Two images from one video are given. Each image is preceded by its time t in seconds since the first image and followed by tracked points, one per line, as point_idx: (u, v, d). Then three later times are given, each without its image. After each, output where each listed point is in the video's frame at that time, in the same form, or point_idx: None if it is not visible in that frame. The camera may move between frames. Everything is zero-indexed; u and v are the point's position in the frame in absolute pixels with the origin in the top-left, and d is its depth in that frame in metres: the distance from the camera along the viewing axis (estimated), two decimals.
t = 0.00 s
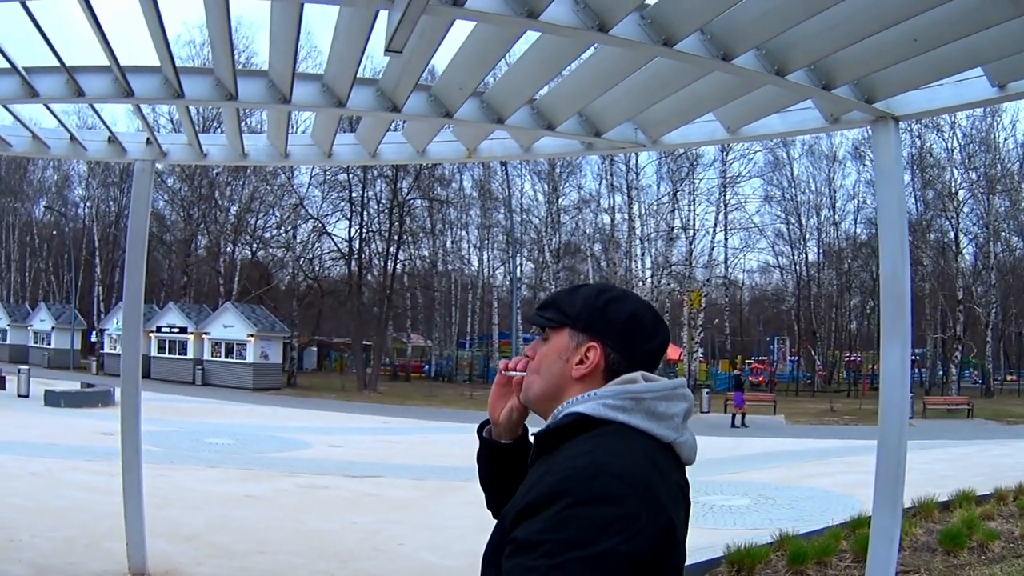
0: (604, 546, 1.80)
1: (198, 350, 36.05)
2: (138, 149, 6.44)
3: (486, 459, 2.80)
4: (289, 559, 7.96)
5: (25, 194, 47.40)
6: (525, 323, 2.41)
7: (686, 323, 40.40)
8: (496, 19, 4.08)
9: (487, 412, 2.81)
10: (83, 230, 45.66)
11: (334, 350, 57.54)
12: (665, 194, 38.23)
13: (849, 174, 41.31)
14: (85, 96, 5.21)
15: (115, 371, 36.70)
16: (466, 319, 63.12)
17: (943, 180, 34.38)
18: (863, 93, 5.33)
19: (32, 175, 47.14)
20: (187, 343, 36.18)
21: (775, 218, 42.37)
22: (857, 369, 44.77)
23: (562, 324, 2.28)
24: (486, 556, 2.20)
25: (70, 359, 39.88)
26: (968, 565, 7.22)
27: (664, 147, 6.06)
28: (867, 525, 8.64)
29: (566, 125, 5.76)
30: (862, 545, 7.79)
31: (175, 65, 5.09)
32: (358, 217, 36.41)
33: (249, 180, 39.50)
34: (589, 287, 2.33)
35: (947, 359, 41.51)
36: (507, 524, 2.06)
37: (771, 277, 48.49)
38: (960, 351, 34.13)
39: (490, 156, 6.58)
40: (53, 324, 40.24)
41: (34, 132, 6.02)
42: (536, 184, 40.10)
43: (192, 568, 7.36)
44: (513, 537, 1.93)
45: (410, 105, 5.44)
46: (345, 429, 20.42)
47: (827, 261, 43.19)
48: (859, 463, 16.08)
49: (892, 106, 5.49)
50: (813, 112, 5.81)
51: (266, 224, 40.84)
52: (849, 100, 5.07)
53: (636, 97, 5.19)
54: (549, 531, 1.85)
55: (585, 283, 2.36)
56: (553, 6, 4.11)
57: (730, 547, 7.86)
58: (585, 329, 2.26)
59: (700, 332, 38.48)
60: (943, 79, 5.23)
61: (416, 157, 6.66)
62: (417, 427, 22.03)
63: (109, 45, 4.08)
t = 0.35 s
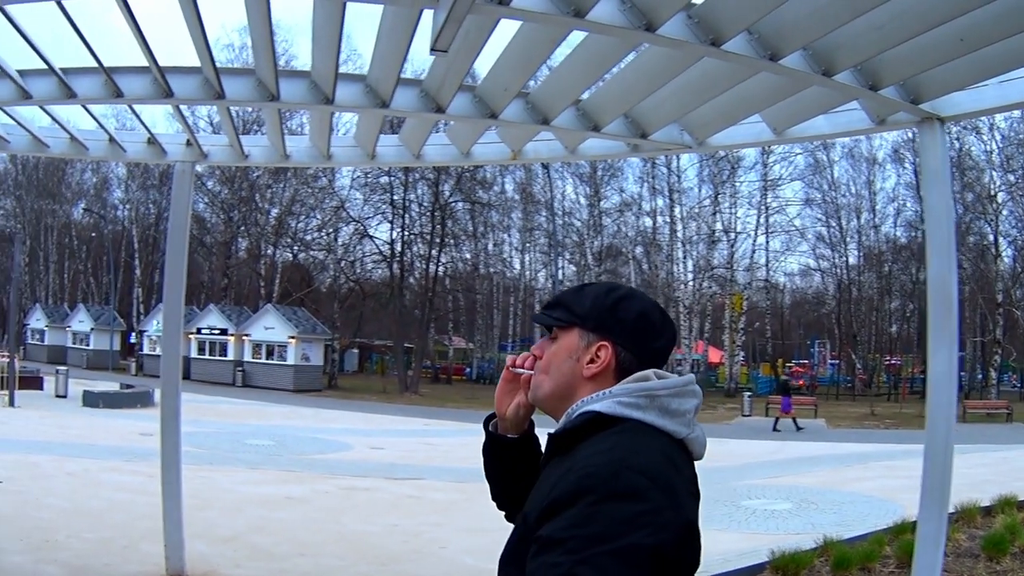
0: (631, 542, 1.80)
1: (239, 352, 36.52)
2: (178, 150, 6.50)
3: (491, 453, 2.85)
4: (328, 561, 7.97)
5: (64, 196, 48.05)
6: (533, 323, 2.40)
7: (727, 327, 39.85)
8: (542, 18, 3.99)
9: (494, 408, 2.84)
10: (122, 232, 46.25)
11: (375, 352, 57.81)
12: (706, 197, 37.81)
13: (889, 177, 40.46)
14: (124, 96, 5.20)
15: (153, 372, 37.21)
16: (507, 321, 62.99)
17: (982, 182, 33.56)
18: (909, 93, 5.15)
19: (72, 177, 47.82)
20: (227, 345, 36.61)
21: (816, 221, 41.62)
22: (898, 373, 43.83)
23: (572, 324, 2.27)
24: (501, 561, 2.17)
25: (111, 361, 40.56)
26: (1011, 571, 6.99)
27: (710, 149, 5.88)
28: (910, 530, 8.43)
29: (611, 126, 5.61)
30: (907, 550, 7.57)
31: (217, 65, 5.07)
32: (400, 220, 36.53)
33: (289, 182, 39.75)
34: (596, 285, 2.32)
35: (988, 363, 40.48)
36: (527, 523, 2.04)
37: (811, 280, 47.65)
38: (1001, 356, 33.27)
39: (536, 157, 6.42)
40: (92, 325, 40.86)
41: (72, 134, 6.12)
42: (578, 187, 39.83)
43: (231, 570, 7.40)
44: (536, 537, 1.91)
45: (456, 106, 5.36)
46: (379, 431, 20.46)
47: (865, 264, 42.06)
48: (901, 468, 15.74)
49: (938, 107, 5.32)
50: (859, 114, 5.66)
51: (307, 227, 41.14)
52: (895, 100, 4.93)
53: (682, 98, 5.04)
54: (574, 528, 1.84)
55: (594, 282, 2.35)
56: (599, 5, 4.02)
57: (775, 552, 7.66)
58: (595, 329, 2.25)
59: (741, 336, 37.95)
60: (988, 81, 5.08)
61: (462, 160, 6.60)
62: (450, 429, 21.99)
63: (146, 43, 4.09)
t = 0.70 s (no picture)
0: (679, 548, 1.75)
1: (285, 354, 36.94)
2: (226, 151, 6.52)
3: (502, 463, 2.76)
4: (374, 566, 7.95)
5: (110, 199, 48.78)
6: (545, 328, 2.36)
7: (776, 332, 39.08)
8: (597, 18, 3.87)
9: (505, 414, 2.77)
10: (168, 235, 46.88)
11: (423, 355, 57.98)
12: (754, 201, 37.25)
13: (937, 181, 39.44)
14: (171, 97, 5.13)
15: (199, 373, 37.77)
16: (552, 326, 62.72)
17: None
18: (964, 95, 4.96)
19: (117, 180, 48.63)
20: (274, 348, 37.20)
21: (862, 225, 40.67)
22: (943, 380, 42.65)
23: (590, 325, 2.23)
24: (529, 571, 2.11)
25: (157, 362, 41.23)
26: None
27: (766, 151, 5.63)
28: (963, 539, 8.16)
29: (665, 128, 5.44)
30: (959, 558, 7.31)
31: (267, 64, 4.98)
32: (449, 223, 36.68)
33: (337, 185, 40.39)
34: (610, 285, 2.29)
35: None
36: (564, 530, 2.00)
37: (858, 283, 46.57)
38: None
39: (587, 159, 6.33)
40: (137, 327, 41.60)
41: (118, 135, 6.19)
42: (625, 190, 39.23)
43: (276, 573, 7.42)
44: (576, 549, 1.86)
45: (509, 107, 5.18)
46: (418, 434, 20.42)
47: (912, 269, 41.08)
48: (949, 475, 15.27)
49: (991, 109, 5.13)
50: (915, 116, 5.45)
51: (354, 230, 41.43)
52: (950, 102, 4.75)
53: (740, 101, 4.83)
54: (620, 537, 1.79)
55: (609, 282, 2.32)
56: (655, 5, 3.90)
57: (826, 560, 7.44)
58: (615, 330, 2.21)
59: (789, 340, 37.17)
60: None
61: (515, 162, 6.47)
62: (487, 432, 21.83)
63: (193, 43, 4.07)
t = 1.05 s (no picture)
0: (712, 540, 1.70)
1: (325, 347, 36.93)
2: (269, 143, 6.55)
3: (512, 456, 2.69)
4: (413, 560, 7.92)
5: (149, 192, 49.31)
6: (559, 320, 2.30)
7: (817, 328, 38.45)
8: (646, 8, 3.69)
9: (516, 408, 2.68)
10: (208, 228, 47.30)
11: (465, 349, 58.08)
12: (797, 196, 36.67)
13: (978, 177, 38.52)
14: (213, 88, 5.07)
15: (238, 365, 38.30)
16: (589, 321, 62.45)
17: None
18: (1012, 89, 4.77)
19: (157, 174, 49.30)
20: (316, 341, 37.01)
21: (902, 222, 39.81)
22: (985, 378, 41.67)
23: (609, 317, 2.17)
24: (550, 567, 2.05)
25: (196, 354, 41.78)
26: None
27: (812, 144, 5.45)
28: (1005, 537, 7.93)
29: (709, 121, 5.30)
30: (1004, 558, 7.09)
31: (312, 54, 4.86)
32: (492, 217, 36.65)
33: (378, 179, 41.26)
34: (627, 274, 2.24)
35: None
36: (591, 526, 1.94)
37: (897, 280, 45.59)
38: None
39: (635, 152, 6.22)
40: (177, 319, 42.32)
41: (160, 127, 6.23)
42: (668, 185, 38.56)
43: (315, 566, 7.39)
44: (604, 546, 1.81)
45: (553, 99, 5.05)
46: (452, 427, 20.38)
47: (951, 265, 40.22)
48: (989, 473, 14.90)
49: None
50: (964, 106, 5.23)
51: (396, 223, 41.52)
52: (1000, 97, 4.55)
53: (787, 93, 4.66)
54: (652, 532, 1.73)
55: (624, 272, 2.27)
56: None
57: (867, 558, 7.24)
58: (634, 321, 2.16)
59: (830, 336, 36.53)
60: None
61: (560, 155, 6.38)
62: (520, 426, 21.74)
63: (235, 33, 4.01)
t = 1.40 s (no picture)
0: (724, 542, 1.69)
1: (365, 342, 37.29)
2: (311, 136, 6.47)
3: (523, 454, 2.66)
4: (456, 555, 7.89)
5: (188, 186, 49.27)
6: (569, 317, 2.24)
7: (857, 324, 37.96)
8: None
9: (527, 405, 2.64)
10: (247, 222, 47.33)
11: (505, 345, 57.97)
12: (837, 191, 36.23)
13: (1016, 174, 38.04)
14: (253, 79, 5.04)
15: (279, 360, 38.42)
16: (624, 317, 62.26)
17: None
18: None
19: (195, 169, 49.36)
20: (357, 335, 37.53)
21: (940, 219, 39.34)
22: None
23: (621, 315, 2.12)
24: (557, 565, 2.03)
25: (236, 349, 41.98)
26: None
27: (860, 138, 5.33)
28: None
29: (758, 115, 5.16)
30: None
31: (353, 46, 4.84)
32: (532, 213, 36.30)
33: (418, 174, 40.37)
34: (640, 269, 2.18)
35: None
36: (602, 526, 1.91)
37: (935, 276, 44.96)
38: None
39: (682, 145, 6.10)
40: (217, 314, 42.56)
41: (198, 120, 6.27)
42: (708, 181, 37.94)
43: (357, 561, 7.33)
44: (614, 546, 1.79)
45: (602, 91, 4.92)
46: (490, 421, 20.34)
47: (990, 262, 39.89)
48: None
49: None
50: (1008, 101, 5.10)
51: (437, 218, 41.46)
52: None
53: (833, 87, 4.56)
54: (667, 535, 1.72)
55: (635, 266, 2.21)
56: None
57: (910, 556, 7.14)
58: (646, 321, 2.11)
59: (869, 334, 36.10)
60: None
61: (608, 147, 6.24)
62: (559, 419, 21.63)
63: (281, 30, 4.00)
